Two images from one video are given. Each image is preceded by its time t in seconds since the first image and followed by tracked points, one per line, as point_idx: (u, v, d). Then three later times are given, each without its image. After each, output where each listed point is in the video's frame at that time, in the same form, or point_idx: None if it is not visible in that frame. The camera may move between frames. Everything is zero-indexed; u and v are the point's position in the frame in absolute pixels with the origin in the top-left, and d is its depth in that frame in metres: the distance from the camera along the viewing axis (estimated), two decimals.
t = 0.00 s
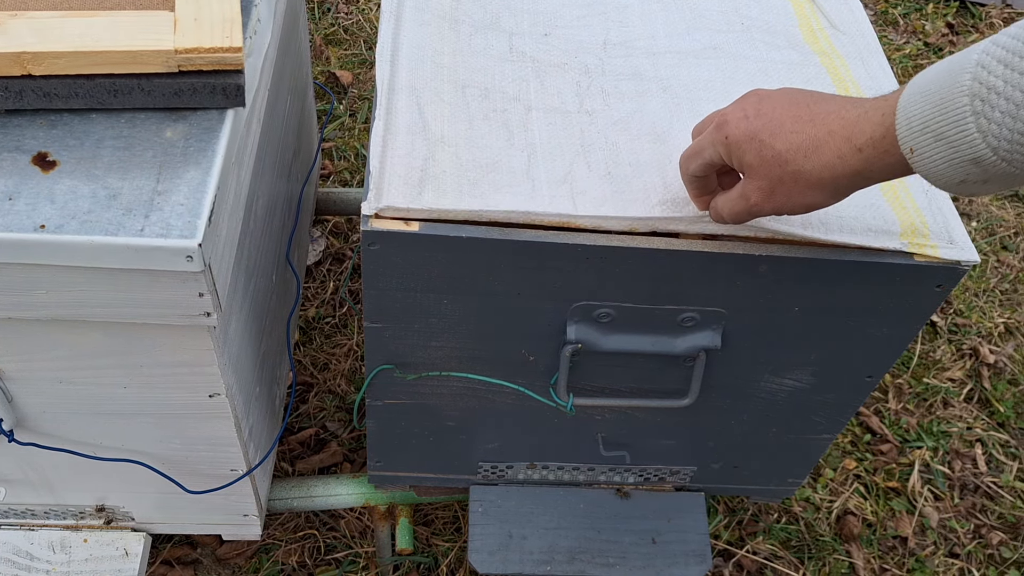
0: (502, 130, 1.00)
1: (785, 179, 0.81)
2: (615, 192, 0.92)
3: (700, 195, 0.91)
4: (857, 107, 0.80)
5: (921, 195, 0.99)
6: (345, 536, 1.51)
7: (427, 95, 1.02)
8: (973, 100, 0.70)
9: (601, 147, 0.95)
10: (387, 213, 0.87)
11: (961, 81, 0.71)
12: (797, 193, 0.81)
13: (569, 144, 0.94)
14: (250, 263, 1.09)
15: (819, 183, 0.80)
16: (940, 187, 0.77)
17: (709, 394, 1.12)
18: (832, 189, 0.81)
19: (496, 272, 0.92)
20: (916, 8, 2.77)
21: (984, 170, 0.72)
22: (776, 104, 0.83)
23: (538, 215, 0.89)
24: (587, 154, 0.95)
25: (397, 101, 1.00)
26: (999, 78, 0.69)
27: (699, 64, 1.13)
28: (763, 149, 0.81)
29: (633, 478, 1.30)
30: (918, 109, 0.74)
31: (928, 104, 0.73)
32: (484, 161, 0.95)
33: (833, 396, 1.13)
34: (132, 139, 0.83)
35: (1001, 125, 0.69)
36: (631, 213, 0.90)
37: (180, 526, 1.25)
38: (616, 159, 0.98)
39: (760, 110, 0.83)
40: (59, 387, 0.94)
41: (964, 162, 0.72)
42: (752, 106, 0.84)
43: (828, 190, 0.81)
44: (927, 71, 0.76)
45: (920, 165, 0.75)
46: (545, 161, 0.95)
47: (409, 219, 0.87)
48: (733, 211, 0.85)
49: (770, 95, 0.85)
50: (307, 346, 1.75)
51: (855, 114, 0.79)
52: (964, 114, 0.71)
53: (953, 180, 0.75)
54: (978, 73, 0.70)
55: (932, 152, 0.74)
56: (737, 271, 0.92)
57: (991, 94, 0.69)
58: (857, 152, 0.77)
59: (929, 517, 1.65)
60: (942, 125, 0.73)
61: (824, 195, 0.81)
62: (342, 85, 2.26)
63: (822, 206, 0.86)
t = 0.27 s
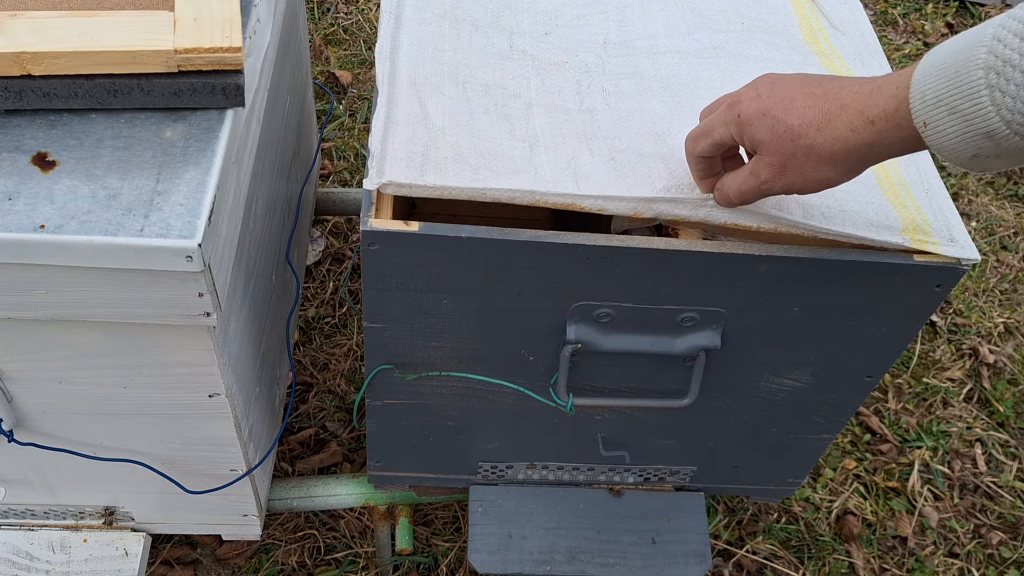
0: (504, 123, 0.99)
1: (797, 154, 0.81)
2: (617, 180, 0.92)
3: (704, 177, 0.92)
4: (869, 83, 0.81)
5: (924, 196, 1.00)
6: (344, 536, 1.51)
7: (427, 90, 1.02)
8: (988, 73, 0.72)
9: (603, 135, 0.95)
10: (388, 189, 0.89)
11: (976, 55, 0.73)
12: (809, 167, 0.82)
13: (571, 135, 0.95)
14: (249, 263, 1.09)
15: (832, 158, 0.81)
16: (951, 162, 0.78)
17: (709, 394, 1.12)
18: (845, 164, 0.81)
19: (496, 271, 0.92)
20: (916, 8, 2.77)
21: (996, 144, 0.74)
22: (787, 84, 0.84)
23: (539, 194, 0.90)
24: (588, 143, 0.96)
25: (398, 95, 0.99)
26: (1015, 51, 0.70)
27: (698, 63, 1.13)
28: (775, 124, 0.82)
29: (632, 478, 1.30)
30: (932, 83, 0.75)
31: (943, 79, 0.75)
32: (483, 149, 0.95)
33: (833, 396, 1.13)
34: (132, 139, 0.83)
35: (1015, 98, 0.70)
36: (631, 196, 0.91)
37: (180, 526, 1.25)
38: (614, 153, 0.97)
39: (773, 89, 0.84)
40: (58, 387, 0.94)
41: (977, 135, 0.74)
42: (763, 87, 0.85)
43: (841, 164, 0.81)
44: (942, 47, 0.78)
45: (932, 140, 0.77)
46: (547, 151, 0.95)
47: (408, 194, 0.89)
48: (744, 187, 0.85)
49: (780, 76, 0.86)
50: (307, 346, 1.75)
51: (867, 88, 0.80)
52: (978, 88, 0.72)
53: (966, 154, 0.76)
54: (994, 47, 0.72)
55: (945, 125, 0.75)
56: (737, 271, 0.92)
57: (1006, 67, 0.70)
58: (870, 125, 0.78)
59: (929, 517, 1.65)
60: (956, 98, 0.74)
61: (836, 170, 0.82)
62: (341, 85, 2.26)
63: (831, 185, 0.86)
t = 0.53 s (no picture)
0: (502, 124, 0.99)
1: (799, 136, 0.82)
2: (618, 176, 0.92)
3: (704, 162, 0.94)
4: (875, 65, 0.81)
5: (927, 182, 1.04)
6: (344, 536, 1.51)
7: (426, 89, 1.02)
8: (994, 56, 0.71)
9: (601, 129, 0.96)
10: (387, 190, 0.89)
11: (982, 37, 0.72)
12: (812, 150, 0.82)
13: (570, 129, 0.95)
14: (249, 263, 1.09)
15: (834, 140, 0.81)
16: (956, 144, 0.78)
17: (709, 394, 1.12)
18: (848, 147, 0.81)
19: (495, 272, 0.92)
20: (916, 8, 2.77)
21: (1001, 127, 0.74)
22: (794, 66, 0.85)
23: (540, 189, 0.90)
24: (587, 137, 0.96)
25: (398, 95, 1.00)
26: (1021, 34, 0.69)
27: (698, 63, 1.13)
28: (778, 106, 0.82)
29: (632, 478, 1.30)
30: (937, 65, 0.75)
31: (948, 61, 0.74)
32: (483, 150, 0.95)
33: (833, 396, 1.13)
34: (131, 139, 0.83)
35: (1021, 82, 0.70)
36: (631, 186, 0.92)
37: (180, 526, 1.25)
38: (613, 151, 0.97)
39: (778, 71, 0.85)
40: (58, 387, 0.94)
41: (982, 119, 0.74)
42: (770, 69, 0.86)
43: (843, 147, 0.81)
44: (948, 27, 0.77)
45: (937, 123, 0.76)
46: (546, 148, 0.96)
47: (407, 195, 0.89)
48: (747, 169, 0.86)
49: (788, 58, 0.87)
50: (307, 346, 1.75)
51: (872, 70, 0.80)
52: (983, 71, 0.72)
53: (971, 137, 0.76)
54: (1001, 28, 0.71)
55: (950, 109, 0.75)
56: (737, 271, 0.92)
57: (1012, 49, 0.70)
58: (874, 107, 0.78)
59: (929, 517, 1.66)
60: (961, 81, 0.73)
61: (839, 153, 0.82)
62: (341, 84, 2.26)
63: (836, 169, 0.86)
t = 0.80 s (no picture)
0: (502, 124, 0.99)
1: (804, 109, 0.82)
2: (617, 173, 0.92)
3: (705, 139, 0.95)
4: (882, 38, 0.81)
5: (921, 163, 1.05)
6: (344, 536, 1.51)
7: (426, 89, 1.02)
8: (1002, 29, 0.72)
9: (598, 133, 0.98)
10: (387, 183, 0.90)
11: (991, 12, 0.73)
12: (817, 123, 0.82)
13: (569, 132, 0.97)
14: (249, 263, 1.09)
15: (839, 112, 0.81)
16: (960, 121, 0.78)
17: (708, 393, 1.12)
18: (853, 119, 0.81)
19: (495, 271, 0.92)
20: (916, 8, 2.77)
21: (1006, 103, 0.75)
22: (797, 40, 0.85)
23: (540, 172, 0.91)
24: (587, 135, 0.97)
25: (397, 95, 1.00)
26: None
27: (697, 63, 1.13)
28: (783, 78, 0.82)
29: (632, 478, 1.30)
30: (944, 39, 0.75)
31: (955, 35, 0.75)
32: (483, 145, 0.95)
33: (832, 396, 1.13)
34: (132, 139, 0.83)
35: None
36: (632, 166, 0.92)
37: (180, 526, 1.25)
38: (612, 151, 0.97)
39: (783, 45, 0.85)
40: (58, 388, 0.94)
41: (987, 94, 0.74)
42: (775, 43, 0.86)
43: (848, 119, 0.81)
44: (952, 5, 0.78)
45: (943, 98, 0.77)
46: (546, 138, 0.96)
47: (408, 187, 0.90)
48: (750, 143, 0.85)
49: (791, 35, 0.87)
50: (307, 346, 1.75)
51: (879, 43, 0.80)
52: (991, 44, 0.73)
53: (974, 114, 0.77)
54: (1009, 3, 0.72)
55: (956, 83, 0.75)
56: (736, 272, 0.93)
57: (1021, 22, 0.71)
58: (880, 79, 0.78)
59: (929, 517, 1.66)
60: (968, 55, 0.74)
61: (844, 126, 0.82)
62: (341, 84, 2.26)
63: (839, 146, 0.86)
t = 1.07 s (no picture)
0: (502, 123, 0.98)
1: (808, 72, 0.83)
2: (618, 157, 0.90)
3: (707, 106, 0.97)
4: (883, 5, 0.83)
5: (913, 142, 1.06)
6: (344, 536, 1.51)
7: (426, 89, 1.02)
8: None
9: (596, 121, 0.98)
10: (387, 172, 0.91)
11: None
12: (821, 86, 0.83)
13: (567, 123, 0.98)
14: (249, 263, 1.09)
15: (843, 75, 0.83)
16: (963, 85, 0.81)
17: (708, 393, 1.12)
18: (857, 82, 0.83)
19: (495, 271, 0.92)
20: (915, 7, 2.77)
21: (1010, 66, 0.78)
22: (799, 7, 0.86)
23: (541, 150, 0.90)
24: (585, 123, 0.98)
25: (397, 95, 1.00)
26: None
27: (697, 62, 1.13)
28: (789, 41, 0.84)
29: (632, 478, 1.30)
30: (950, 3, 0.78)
31: None
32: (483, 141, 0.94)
33: (832, 396, 1.13)
34: (132, 138, 0.83)
35: None
36: (632, 136, 0.91)
37: (179, 526, 1.25)
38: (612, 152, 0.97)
39: (785, 11, 0.86)
40: (58, 388, 0.94)
41: (991, 58, 0.77)
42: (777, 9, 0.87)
43: (852, 82, 0.83)
44: None
45: (947, 61, 0.80)
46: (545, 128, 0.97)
47: (409, 174, 0.91)
48: (751, 109, 0.86)
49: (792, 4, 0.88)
50: (306, 346, 1.75)
51: (882, 9, 0.82)
52: (997, 8, 0.75)
53: (978, 77, 0.80)
54: None
55: (962, 47, 0.78)
56: (735, 272, 0.93)
57: None
58: (885, 41, 0.81)
59: (929, 517, 1.66)
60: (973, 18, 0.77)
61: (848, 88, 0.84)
62: (341, 84, 2.26)
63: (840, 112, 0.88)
